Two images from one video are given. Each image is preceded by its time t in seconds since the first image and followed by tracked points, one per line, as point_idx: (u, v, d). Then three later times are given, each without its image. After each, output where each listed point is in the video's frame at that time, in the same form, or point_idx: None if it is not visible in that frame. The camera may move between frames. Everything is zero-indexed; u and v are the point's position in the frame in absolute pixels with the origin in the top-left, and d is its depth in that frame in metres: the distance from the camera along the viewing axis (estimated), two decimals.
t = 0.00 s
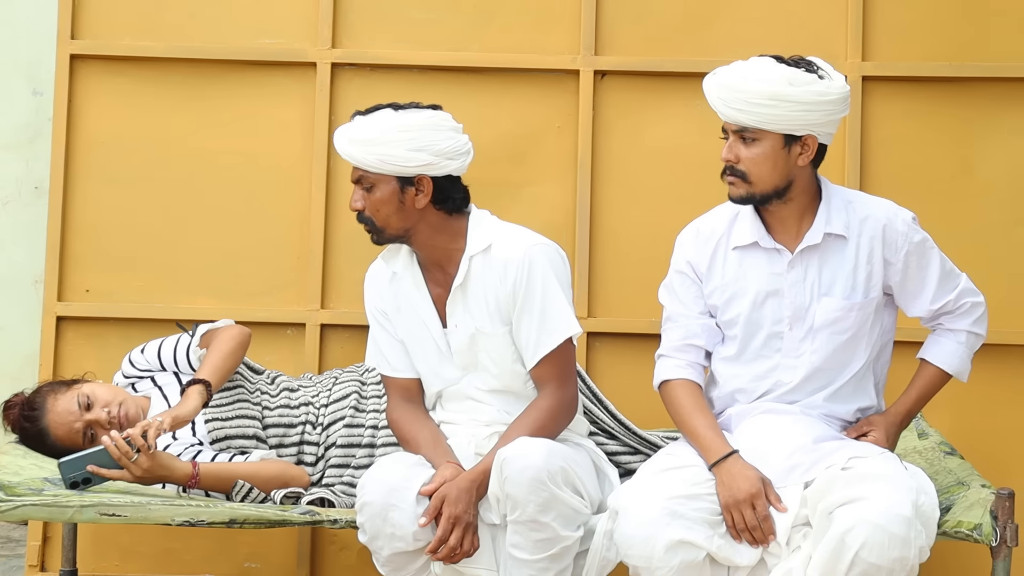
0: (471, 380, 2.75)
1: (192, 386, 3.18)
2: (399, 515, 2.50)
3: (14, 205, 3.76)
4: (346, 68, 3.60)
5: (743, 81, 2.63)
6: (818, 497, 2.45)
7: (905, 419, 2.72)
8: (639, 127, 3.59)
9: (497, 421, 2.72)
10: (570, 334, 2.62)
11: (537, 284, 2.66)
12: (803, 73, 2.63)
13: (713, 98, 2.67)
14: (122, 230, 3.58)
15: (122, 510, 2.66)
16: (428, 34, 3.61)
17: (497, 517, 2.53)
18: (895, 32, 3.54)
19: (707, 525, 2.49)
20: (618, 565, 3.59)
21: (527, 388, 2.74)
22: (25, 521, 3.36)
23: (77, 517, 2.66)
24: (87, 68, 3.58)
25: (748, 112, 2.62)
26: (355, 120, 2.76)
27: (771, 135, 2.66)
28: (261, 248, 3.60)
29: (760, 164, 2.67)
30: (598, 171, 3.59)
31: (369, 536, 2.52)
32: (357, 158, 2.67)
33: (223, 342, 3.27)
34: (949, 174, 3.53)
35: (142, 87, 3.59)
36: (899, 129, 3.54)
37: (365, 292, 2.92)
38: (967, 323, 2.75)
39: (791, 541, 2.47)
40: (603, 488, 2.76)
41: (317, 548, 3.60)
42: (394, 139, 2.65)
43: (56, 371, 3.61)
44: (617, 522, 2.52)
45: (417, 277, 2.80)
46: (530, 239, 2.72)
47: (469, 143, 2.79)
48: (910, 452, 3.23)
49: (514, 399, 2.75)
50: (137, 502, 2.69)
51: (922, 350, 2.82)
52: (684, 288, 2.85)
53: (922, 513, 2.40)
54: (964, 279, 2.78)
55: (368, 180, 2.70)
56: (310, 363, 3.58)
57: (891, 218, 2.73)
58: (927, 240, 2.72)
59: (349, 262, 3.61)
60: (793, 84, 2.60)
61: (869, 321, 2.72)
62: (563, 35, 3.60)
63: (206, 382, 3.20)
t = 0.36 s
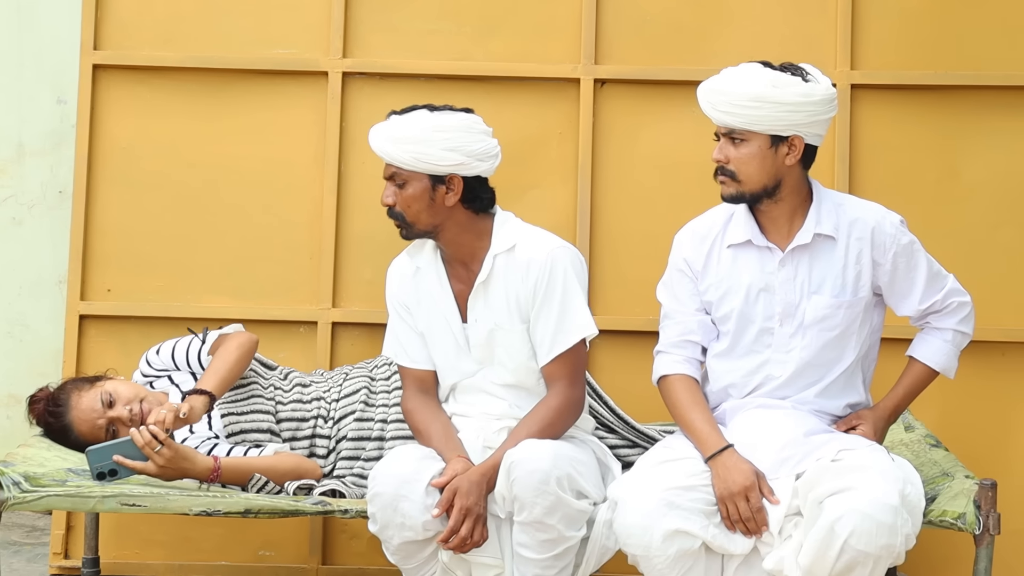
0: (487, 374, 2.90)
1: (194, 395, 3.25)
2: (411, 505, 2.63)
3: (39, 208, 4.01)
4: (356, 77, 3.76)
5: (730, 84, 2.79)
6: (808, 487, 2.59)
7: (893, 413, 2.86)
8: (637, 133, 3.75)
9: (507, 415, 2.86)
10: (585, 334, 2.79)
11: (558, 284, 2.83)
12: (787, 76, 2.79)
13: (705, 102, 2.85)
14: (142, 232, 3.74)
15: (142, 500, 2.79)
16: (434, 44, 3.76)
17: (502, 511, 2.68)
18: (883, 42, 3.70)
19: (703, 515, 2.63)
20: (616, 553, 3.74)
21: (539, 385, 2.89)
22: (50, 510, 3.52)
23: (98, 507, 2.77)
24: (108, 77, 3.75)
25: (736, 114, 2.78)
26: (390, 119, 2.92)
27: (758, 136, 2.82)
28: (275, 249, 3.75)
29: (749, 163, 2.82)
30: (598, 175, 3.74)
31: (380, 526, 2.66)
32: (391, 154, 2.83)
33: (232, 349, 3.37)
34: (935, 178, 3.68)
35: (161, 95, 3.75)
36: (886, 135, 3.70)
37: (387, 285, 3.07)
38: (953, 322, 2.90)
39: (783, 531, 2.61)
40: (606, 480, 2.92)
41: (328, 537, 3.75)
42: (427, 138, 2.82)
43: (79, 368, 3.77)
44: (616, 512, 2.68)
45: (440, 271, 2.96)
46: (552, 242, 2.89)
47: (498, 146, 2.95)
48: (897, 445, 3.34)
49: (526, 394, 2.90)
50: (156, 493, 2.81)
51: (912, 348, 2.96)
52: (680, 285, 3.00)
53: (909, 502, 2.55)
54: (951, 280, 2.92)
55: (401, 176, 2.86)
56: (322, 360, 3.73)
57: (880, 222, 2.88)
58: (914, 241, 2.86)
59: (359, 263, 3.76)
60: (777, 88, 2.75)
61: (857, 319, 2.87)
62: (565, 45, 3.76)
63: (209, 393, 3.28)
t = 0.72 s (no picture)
0: (498, 370, 3.04)
1: (206, 386, 3.40)
2: (412, 497, 2.75)
3: (57, 213, 4.19)
4: (360, 86, 3.91)
5: (718, 87, 2.94)
6: (795, 478, 2.71)
7: (876, 409, 2.99)
8: (630, 140, 3.90)
9: (513, 412, 2.99)
10: (598, 335, 2.96)
11: (576, 285, 3.00)
12: (772, 81, 2.94)
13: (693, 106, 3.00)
14: (155, 236, 3.89)
15: (154, 493, 2.90)
16: (436, 55, 3.91)
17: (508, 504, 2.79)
18: (867, 53, 3.85)
19: (694, 506, 2.76)
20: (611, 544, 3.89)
21: (548, 382, 3.05)
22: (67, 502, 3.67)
23: (113, 501, 2.87)
24: (123, 87, 3.90)
25: (723, 116, 2.93)
26: (425, 118, 3.06)
27: (744, 138, 2.96)
28: (282, 252, 3.90)
29: (735, 164, 2.97)
30: (593, 180, 3.89)
31: (383, 518, 2.79)
32: (428, 152, 2.97)
33: (237, 345, 3.50)
34: (917, 183, 3.83)
35: (173, 104, 3.90)
36: (870, 142, 3.85)
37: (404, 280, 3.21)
38: (932, 321, 3.04)
39: (771, 522, 2.73)
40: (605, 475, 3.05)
41: (334, 529, 3.90)
42: (463, 138, 2.97)
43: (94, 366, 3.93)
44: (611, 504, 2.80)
45: (458, 268, 3.12)
46: (571, 245, 3.06)
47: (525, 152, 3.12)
48: (881, 439, 3.42)
49: (534, 391, 3.04)
50: (168, 485, 2.91)
51: (893, 347, 3.09)
52: (671, 284, 3.14)
53: (890, 492, 2.70)
54: (930, 281, 3.06)
55: (433, 174, 3.01)
56: (328, 358, 3.88)
57: (862, 225, 3.02)
58: (895, 243, 3.01)
59: (364, 265, 3.91)
60: (760, 92, 2.91)
61: (840, 318, 3.01)
62: (561, 55, 3.91)
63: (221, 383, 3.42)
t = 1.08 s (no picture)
0: (516, 369, 3.06)
1: (217, 382, 3.44)
2: (416, 499, 2.75)
3: (65, 215, 4.24)
4: (366, 90, 3.95)
5: (722, 93, 2.97)
6: (795, 479, 2.74)
7: (875, 410, 3.02)
8: (633, 143, 3.94)
9: (525, 412, 3.02)
10: (623, 338, 3.03)
11: (604, 288, 3.07)
12: (775, 87, 2.96)
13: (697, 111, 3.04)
14: (162, 237, 3.93)
15: (160, 492, 2.93)
16: (441, 59, 3.95)
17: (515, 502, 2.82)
18: (868, 57, 3.88)
19: (695, 506, 2.80)
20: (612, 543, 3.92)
21: (565, 383, 3.08)
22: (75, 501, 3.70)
23: (120, 500, 2.90)
24: (131, 90, 3.94)
25: (726, 121, 2.96)
26: (486, 117, 3.05)
27: (747, 143, 2.99)
28: (288, 253, 3.94)
29: (738, 169, 3.00)
30: (595, 183, 3.93)
31: (385, 518, 2.80)
32: (513, 149, 2.98)
33: (249, 342, 3.55)
34: (917, 186, 3.87)
35: (181, 107, 3.95)
36: (871, 146, 3.88)
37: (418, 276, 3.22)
38: (932, 325, 3.07)
39: (772, 522, 2.77)
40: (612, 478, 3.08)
41: (339, 529, 3.94)
42: (538, 139, 3.04)
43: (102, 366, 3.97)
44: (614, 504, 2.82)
45: (479, 267, 3.14)
46: (595, 249, 3.14)
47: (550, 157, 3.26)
48: (881, 440, 3.45)
49: (549, 391, 3.07)
50: (175, 485, 2.94)
51: (893, 350, 3.13)
52: (675, 286, 3.18)
53: (890, 492, 2.74)
54: (931, 285, 3.10)
55: (505, 172, 3.03)
56: (333, 359, 3.92)
57: (864, 229, 3.06)
58: (896, 247, 3.04)
59: (369, 267, 3.95)
60: (764, 97, 2.93)
61: (841, 320, 3.05)
62: (565, 59, 3.95)
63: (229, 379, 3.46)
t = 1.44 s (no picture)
0: (528, 368, 3.04)
1: (218, 373, 3.45)
2: (416, 490, 2.75)
3: (66, 214, 4.24)
4: (368, 89, 3.95)
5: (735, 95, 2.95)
6: (796, 478, 2.75)
7: (877, 410, 3.02)
8: (634, 142, 3.94)
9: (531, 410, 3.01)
10: (641, 344, 3.04)
11: (626, 293, 3.09)
12: (789, 93, 2.94)
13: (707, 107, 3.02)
14: (164, 235, 3.94)
15: (162, 492, 2.92)
16: (442, 58, 3.95)
17: (518, 501, 2.82)
18: (870, 56, 3.88)
19: (696, 505, 2.80)
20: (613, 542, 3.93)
21: (573, 385, 3.07)
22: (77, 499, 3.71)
23: (122, 498, 2.89)
24: (132, 89, 3.94)
25: (735, 122, 2.95)
26: (539, 117, 3.02)
27: (756, 148, 2.98)
28: (290, 252, 3.94)
29: (742, 171, 3.00)
30: (597, 182, 3.93)
31: (385, 511, 2.80)
32: (570, 151, 3.00)
33: (251, 340, 3.55)
34: (918, 186, 3.87)
35: (182, 105, 3.95)
36: (872, 145, 3.88)
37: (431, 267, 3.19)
38: (934, 325, 3.07)
39: (773, 521, 2.77)
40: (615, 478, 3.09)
41: (340, 527, 3.94)
42: (585, 140, 3.06)
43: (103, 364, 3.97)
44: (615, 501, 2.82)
45: (499, 263, 3.12)
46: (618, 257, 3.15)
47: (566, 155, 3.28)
48: (881, 440, 3.45)
49: (558, 391, 3.05)
50: (176, 484, 2.93)
51: (894, 350, 3.13)
52: (677, 284, 3.18)
53: (891, 491, 2.74)
54: (932, 286, 3.10)
55: (556, 173, 3.02)
56: (334, 358, 3.92)
57: (867, 229, 3.07)
58: (898, 248, 3.04)
59: (370, 265, 3.95)
60: (777, 104, 2.91)
61: (842, 320, 3.05)
62: (566, 58, 3.95)
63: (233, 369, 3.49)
